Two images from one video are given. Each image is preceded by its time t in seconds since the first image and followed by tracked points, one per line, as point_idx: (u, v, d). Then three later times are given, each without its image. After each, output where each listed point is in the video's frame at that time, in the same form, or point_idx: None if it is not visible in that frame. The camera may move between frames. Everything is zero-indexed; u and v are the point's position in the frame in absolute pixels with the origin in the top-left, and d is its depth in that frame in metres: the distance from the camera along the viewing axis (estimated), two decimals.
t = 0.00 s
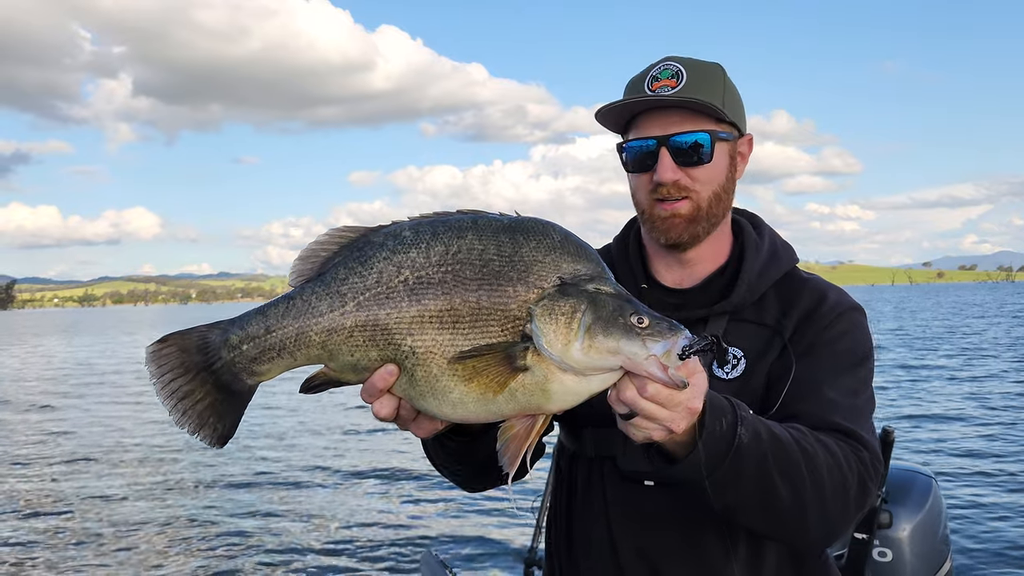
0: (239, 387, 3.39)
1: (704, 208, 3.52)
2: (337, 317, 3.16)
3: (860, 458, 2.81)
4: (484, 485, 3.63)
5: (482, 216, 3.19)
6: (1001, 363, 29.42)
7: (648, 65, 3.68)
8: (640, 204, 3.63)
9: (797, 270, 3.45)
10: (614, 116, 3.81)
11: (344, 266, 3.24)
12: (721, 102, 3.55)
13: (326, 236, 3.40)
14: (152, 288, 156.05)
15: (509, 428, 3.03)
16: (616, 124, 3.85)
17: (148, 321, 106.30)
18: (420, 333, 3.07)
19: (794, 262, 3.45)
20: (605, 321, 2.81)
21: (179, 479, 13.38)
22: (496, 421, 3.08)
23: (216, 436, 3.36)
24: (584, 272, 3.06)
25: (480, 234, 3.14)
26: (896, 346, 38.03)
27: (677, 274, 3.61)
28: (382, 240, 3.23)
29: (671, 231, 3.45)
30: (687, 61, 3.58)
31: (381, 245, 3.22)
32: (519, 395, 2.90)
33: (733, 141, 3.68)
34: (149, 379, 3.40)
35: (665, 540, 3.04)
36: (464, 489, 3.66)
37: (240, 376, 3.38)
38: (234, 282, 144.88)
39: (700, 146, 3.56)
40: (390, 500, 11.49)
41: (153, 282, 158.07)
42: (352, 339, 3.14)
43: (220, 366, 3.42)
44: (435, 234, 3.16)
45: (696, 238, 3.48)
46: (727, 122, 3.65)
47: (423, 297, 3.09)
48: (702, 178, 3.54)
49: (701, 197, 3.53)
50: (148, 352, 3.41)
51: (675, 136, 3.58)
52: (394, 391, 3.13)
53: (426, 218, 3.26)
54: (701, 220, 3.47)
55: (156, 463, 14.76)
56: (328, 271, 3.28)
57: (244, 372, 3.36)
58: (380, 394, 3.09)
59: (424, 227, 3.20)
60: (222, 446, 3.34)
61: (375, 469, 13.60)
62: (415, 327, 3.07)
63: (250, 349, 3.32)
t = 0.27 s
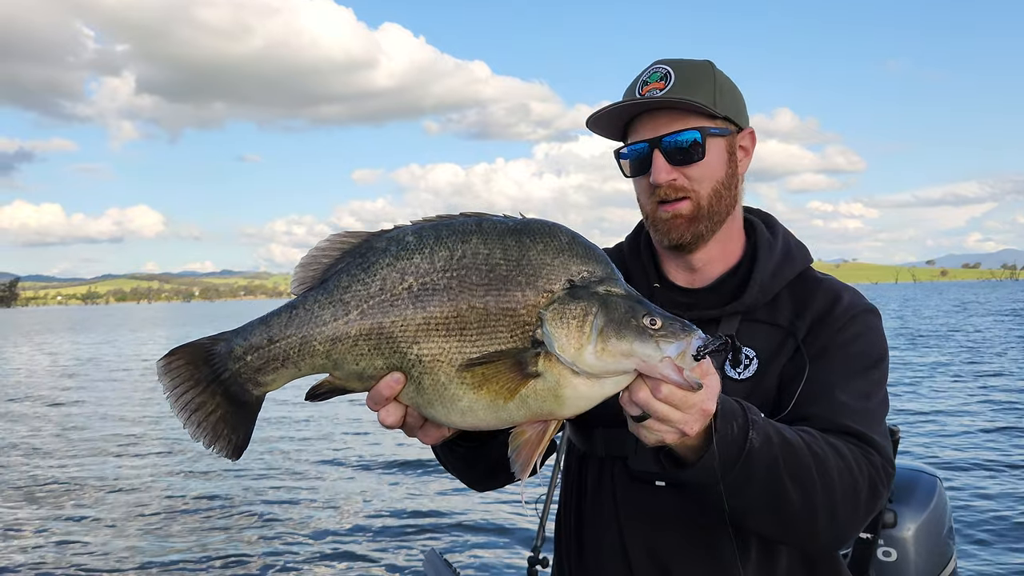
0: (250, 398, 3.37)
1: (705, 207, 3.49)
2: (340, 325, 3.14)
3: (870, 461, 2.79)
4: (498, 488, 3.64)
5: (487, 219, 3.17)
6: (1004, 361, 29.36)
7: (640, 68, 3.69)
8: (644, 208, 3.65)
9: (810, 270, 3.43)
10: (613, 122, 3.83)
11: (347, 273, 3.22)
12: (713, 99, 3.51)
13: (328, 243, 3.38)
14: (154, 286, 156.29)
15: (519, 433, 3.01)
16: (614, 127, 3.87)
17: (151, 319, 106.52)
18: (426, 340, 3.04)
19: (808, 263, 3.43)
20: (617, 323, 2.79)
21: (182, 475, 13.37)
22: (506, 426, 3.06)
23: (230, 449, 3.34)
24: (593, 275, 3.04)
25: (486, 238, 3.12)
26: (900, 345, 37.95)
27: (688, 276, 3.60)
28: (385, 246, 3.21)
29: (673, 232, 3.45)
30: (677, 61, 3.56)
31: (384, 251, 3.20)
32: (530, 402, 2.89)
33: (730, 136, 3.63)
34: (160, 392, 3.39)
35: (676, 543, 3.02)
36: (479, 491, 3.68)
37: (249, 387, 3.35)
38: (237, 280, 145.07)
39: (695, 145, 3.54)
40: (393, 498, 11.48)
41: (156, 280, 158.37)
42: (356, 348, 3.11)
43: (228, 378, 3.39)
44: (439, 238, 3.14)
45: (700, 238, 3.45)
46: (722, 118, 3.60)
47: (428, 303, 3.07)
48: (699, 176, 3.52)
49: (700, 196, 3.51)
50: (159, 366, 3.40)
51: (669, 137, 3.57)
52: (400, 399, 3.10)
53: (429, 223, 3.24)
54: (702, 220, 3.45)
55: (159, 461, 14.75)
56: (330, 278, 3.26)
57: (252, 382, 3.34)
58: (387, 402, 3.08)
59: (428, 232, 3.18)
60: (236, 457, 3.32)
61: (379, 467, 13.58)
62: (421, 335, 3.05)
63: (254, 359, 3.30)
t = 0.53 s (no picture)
0: (243, 408, 3.35)
1: (711, 201, 3.47)
2: (334, 332, 3.12)
3: (878, 460, 2.77)
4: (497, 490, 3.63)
5: (483, 223, 3.15)
6: (1010, 358, 29.23)
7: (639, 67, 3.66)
8: (649, 206, 3.62)
9: (816, 266, 3.41)
10: (614, 120, 3.81)
11: (341, 279, 3.20)
12: (714, 94, 3.50)
13: (322, 249, 3.36)
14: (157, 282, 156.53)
15: (519, 440, 3.00)
16: (616, 125, 3.84)
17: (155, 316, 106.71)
18: (422, 346, 3.03)
19: (814, 259, 3.41)
20: (618, 326, 2.77)
21: (186, 471, 13.40)
22: (506, 432, 3.04)
23: (219, 461, 3.31)
24: (593, 278, 3.02)
25: (483, 242, 3.10)
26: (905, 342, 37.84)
27: (694, 273, 3.57)
28: (379, 251, 3.19)
29: (680, 227, 3.42)
30: (676, 59, 3.54)
31: (378, 256, 3.18)
32: (530, 408, 2.87)
33: (733, 131, 3.62)
34: (155, 402, 3.37)
35: (680, 544, 3.00)
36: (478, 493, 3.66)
37: (242, 397, 3.33)
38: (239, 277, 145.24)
39: (699, 139, 3.52)
40: (396, 496, 11.47)
41: (159, 276, 158.60)
42: (351, 355, 3.10)
43: (220, 389, 3.37)
44: (435, 243, 3.13)
45: (707, 233, 3.43)
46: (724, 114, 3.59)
47: (424, 309, 3.05)
48: (704, 171, 3.50)
49: (705, 190, 3.49)
50: (152, 374, 3.37)
51: (672, 133, 3.55)
52: (397, 406, 3.09)
53: (424, 227, 3.22)
54: (709, 214, 3.42)
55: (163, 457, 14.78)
56: (323, 285, 3.24)
57: (245, 392, 3.32)
58: (383, 410, 3.06)
59: (423, 237, 3.16)
60: (225, 470, 3.29)
61: (381, 464, 13.55)
62: (416, 341, 3.03)
63: (247, 369, 3.29)
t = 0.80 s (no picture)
0: (240, 417, 3.34)
1: (711, 202, 3.45)
2: (331, 337, 3.10)
3: (881, 458, 2.74)
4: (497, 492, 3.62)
5: (480, 224, 3.13)
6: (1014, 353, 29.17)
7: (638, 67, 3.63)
8: (649, 207, 3.59)
9: (818, 264, 3.39)
10: (614, 121, 3.78)
11: (337, 284, 3.18)
12: (714, 94, 3.46)
13: (317, 254, 3.35)
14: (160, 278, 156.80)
15: (520, 442, 2.97)
16: (614, 126, 3.82)
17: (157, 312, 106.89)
18: (420, 349, 3.00)
19: (815, 256, 3.39)
20: (619, 324, 2.75)
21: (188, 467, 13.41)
22: (506, 434, 3.02)
23: (219, 471, 3.31)
24: (592, 276, 2.99)
25: (480, 243, 3.08)
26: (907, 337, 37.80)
27: (695, 273, 3.55)
28: (375, 255, 3.17)
29: (681, 229, 3.40)
30: (675, 58, 3.51)
31: (374, 260, 3.16)
32: (530, 408, 2.85)
33: (733, 130, 3.59)
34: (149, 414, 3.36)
35: (681, 544, 2.98)
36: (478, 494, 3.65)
37: (239, 405, 3.32)
38: (242, 273, 145.40)
39: (700, 140, 3.49)
40: (398, 491, 11.48)
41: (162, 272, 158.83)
42: (349, 360, 3.08)
43: (217, 396, 3.36)
44: (431, 245, 3.10)
45: (707, 234, 3.41)
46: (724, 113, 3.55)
47: (421, 311, 3.03)
48: (704, 172, 3.47)
49: (706, 191, 3.46)
50: (145, 386, 3.36)
51: (672, 134, 3.52)
52: (396, 412, 3.07)
53: (420, 229, 3.20)
54: (710, 216, 3.40)
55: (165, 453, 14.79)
56: (319, 290, 3.22)
57: (242, 400, 3.31)
58: (382, 415, 3.04)
59: (420, 239, 3.14)
60: (224, 480, 3.29)
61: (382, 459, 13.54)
62: (415, 344, 3.01)
63: (244, 376, 3.27)
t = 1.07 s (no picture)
0: (242, 422, 3.30)
1: (719, 208, 3.40)
2: (335, 344, 3.06)
3: (891, 471, 2.70)
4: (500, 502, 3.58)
5: (488, 233, 3.08)
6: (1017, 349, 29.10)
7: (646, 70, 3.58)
8: (656, 212, 3.54)
9: (826, 270, 3.34)
10: (621, 124, 3.72)
11: (341, 290, 3.14)
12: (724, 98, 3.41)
13: (322, 258, 3.30)
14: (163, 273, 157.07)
15: (524, 456, 2.94)
16: (622, 129, 3.76)
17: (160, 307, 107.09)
18: (425, 359, 2.97)
19: (823, 263, 3.33)
20: (626, 340, 2.71)
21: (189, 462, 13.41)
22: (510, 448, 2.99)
23: (221, 475, 3.27)
24: (601, 290, 2.95)
25: (488, 253, 3.03)
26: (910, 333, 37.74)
27: (700, 279, 3.51)
28: (380, 262, 3.13)
29: (688, 236, 3.36)
30: (684, 61, 3.46)
31: (379, 267, 3.12)
32: (535, 423, 2.81)
33: (742, 134, 3.54)
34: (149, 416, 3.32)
35: (687, 555, 2.94)
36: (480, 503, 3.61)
37: (241, 410, 3.28)
38: (244, 268, 145.61)
39: (709, 145, 3.44)
40: (399, 486, 11.47)
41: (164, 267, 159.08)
42: (352, 367, 3.04)
43: (219, 401, 3.33)
44: (438, 254, 3.06)
45: (714, 241, 3.37)
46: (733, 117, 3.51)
47: (426, 321, 2.99)
48: (713, 178, 3.42)
49: (714, 197, 3.42)
50: (147, 389, 3.32)
51: (681, 138, 3.47)
52: (398, 421, 3.03)
53: (427, 236, 3.16)
54: (716, 223, 3.36)
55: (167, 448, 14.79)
56: (323, 295, 3.18)
57: (243, 405, 3.27)
58: (385, 425, 3.01)
59: (426, 246, 3.10)
60: (226, 484, 3.25)
61: (383, 455, 13.49)
62: (419, 353, 2.97)
63: (246, 381, 3.23)
